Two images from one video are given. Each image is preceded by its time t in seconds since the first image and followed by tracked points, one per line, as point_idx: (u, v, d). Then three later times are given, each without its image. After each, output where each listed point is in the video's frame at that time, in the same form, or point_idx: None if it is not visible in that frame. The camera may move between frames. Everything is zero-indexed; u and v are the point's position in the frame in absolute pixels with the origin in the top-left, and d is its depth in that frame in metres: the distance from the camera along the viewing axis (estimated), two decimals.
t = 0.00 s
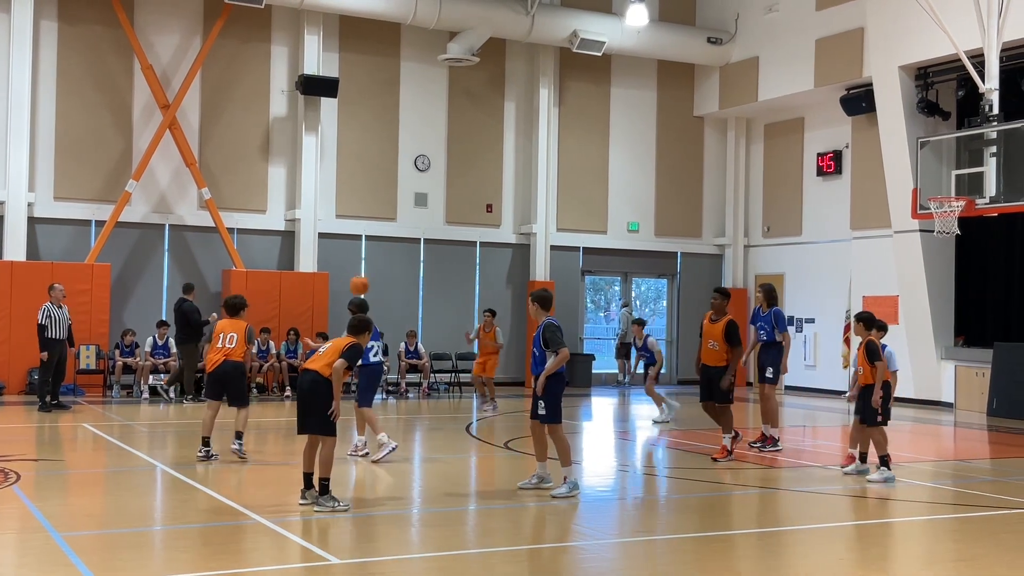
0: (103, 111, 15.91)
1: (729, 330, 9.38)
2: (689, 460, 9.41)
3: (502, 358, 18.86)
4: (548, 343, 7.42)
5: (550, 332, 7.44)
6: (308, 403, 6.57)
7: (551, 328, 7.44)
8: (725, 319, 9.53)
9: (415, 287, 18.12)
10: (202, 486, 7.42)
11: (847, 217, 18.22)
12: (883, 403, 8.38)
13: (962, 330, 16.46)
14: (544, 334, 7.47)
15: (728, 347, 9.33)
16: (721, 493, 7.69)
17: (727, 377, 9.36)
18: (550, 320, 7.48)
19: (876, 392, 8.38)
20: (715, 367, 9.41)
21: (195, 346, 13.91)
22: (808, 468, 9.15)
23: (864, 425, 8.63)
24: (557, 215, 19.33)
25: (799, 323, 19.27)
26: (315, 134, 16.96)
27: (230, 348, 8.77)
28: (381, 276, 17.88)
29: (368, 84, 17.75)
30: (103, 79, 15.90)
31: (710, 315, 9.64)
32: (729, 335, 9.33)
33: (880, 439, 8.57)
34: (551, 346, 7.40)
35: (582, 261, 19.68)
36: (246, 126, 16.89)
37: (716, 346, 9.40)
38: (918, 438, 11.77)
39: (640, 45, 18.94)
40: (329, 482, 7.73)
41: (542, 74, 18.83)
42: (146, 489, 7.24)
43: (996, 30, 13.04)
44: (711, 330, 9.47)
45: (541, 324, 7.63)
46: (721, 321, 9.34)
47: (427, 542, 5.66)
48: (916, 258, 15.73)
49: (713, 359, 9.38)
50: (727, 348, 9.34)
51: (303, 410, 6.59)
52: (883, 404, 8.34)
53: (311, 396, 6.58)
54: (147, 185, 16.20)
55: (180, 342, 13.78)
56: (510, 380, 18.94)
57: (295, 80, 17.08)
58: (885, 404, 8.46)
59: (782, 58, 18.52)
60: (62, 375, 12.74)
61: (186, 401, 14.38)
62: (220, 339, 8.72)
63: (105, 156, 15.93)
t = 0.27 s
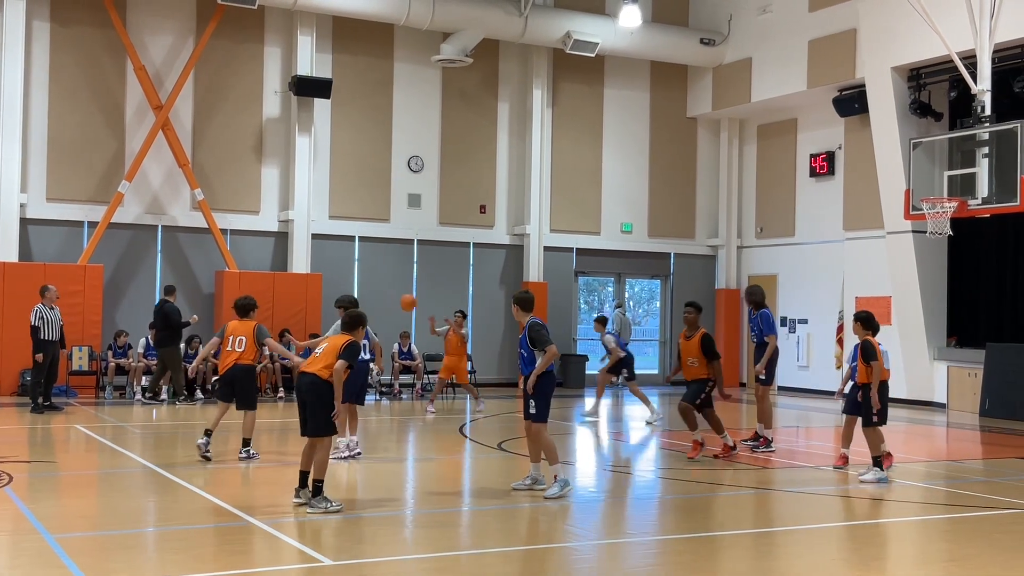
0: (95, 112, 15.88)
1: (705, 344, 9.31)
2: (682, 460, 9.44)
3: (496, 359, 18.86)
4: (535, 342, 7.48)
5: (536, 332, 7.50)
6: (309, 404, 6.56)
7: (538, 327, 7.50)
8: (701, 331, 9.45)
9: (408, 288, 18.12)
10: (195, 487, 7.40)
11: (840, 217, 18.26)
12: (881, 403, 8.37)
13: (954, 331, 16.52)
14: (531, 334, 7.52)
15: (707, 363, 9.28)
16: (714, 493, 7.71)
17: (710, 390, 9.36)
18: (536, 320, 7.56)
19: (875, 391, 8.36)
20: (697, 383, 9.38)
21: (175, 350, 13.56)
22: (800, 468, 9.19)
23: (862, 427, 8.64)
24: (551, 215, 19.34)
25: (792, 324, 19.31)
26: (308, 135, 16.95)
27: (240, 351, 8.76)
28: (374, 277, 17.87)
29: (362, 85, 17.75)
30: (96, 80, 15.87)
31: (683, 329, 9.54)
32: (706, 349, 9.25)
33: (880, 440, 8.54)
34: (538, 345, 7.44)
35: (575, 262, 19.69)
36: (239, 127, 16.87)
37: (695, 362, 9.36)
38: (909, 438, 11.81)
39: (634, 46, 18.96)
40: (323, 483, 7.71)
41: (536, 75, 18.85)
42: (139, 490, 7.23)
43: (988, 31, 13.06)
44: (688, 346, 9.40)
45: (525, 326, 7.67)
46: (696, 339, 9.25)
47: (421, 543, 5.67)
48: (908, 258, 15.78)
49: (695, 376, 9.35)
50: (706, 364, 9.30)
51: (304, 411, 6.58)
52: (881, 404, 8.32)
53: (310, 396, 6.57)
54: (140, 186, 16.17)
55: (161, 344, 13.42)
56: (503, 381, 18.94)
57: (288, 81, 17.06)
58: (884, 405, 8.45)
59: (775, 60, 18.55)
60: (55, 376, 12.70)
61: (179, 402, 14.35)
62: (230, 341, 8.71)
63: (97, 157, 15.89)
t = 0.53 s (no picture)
0: (86, 112, 15.83)
1: (671, 346, 9.09)
2: (674, 461, 9.45)
3: (488, 360, 18.85)
4: (529, 342, 7.45)
5: (531, 333, 7.48)
6: (317, 424, 6.58)
7: (532, 328, 7.47)
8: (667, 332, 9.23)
9: (400, 288, 18.10)
10: (187, 489, 7.37)
11: (831, 218, 18.29)
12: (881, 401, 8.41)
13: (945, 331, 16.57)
14: (525, 334, 7.50)
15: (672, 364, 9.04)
16: (706, 493, 7.72)
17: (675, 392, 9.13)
18: (531, 320, 7.53)
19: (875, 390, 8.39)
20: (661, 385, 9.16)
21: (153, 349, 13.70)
22: (793, 469, 9.21)
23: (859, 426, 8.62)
24: (543, 216, 19.34)
25: (783, 324, 19.34)
26: (300, 136, 16.93)
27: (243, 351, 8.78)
28: (366, 278, 17.85)
29: (354, 86, 17.73)
30: (87, 80, 15.82)
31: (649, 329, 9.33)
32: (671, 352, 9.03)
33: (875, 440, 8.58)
34: (533, 346, 7.43)
35: (567, 262, 19.70)
36: (230, 127, 16.84)
37: (660, 364, 9.13)
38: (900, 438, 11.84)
39: (625, 47, 18.98)
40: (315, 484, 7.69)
41: (528, 76, 18.85)
42: (130, 492, 7.20)
43: (979, 32, 13.09)
44: (653, 347, 9.18)
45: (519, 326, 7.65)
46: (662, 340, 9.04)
47: (413, 544, 5.67)
48: (899, 259, 15.81)
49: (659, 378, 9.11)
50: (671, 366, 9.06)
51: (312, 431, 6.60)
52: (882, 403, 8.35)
53: (317, 416, 6.59)
54: (131, 187, 16.14)
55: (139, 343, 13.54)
56: (495, 381, 18.93)
57: (280, 82, 17.04)
58: (881, 404, 8.48)
59: (767, 60, 18.58)
60: (46, 378, 12.66)
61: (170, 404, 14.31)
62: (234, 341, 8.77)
63: (88, 157, 15.85)
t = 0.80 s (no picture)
0: (75, 112, 15.78)
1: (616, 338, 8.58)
2: (665, 461, 9.47)
3: (479, 361, 18.84)
4: (519, 349, 7.40)
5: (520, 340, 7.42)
6: (340, 413, 7.12)
7: (521, 333, 7.42)
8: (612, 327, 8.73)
9: (391, 289, 18.09)
10: (176, 490, 7.34)
11: (821, 219, 18.33)
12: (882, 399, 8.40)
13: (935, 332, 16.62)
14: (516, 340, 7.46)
15: (622, 357, 8.52)
16: (696, 494, 7.74)
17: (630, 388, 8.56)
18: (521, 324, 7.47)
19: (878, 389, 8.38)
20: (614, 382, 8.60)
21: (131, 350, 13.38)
22: (783, 469, 9.23)
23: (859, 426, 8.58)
24: (533, 217, 19.34)
25: (774, 325, 19.37)
26: (290, 136, 16.91)
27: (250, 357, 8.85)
28: (357, 279, 17.82)
29: (344, 87, 17.71)
30: (77, 81, 15.77)
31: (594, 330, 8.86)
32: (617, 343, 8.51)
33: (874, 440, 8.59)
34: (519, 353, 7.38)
35: (558, 263, 19.70)
36: (220, 128, 16.80)
37: (610, 359, 8.60)
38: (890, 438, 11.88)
39: (616, 48, 19.00)
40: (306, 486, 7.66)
41: (518, 77, 18.85)
42: (119, 494, 7.17)
43: (968, 33, 13.13)
44: (599, 344, 8.67)
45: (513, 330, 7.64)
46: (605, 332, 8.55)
47: (404, 545, 5.66)
48: (889, 259, 15.86)
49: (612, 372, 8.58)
50: (622, 358, 8.54)
51: (334, 420, 7.12)
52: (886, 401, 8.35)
53: (342, 406, 7.14)
54: (120, 188, 16.10)
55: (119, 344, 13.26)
56: (486, 382, 18.92)
57: (270, 82, 17.01)
58: (883, 402, 8.47)
59: (757, 62, 18.61)
60: (35, 379, 12.62)
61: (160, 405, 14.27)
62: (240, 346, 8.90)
63: (77, 158, 15.80)
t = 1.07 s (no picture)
0: (66, 113, 15.73)
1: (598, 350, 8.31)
2: (657, 462, 9.49)
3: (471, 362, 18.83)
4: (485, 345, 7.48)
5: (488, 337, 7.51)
6: (364, 403, 7.63)
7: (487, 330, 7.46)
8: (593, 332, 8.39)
9: (383, 290, 18.07)
10: (167, 492, 7.32)
11: (813, 219, 18.36)
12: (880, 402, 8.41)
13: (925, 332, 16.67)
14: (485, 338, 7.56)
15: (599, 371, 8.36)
16: (688, 494, 7.75)
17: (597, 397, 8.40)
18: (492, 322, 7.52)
19: (876, 392, 8.39)
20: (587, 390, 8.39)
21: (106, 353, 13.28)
22: (775, 469, 9.26)
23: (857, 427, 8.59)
24: (525, 217, 19.35)
25: (765, 325, 19.41)
26: (281, 137, 16.89)
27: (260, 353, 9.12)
28: (348, 280, 17.80)
29: (336, 87, 17.70)
30: (67, 81, 15.73)
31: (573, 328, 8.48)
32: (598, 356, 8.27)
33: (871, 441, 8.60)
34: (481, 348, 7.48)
35: (550, 264, 19.71)
36: (211, 128, 16.77)
37: (585, 368, 8.35)
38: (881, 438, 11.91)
39: (608, 48, 19.01)
40: (297, 488, 7.64)
41: (510, 77, 18.85)
42: (110, 495, 7.16)
43: (958, 34, 13.16)
44: (579, 349, 8.34)
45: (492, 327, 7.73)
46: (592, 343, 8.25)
47: (395, 545, 5.66)
48: (880, 260, 15.90)
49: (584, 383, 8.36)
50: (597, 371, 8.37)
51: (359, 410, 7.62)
52: (884, 404, 8.35)
53: (367, 398, 7.64)
54: (111, 188, 16.06)
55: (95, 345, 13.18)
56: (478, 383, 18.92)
57: (261, 82, 16.98)
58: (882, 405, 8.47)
59: (748, 62, 18.64)
60: (24, 381, 12.57)
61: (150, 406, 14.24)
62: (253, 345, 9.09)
63: (67, 158, 15.75)
